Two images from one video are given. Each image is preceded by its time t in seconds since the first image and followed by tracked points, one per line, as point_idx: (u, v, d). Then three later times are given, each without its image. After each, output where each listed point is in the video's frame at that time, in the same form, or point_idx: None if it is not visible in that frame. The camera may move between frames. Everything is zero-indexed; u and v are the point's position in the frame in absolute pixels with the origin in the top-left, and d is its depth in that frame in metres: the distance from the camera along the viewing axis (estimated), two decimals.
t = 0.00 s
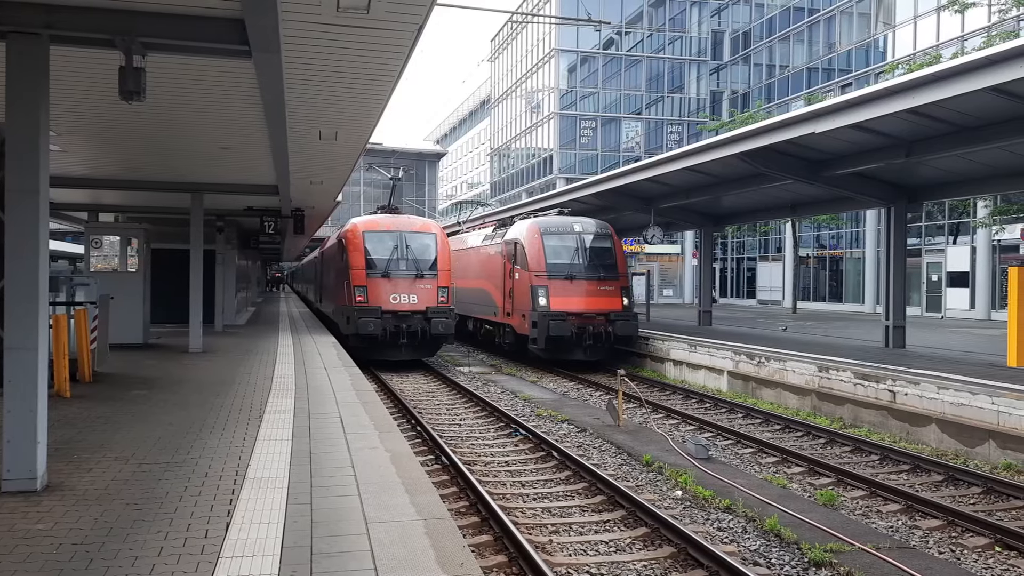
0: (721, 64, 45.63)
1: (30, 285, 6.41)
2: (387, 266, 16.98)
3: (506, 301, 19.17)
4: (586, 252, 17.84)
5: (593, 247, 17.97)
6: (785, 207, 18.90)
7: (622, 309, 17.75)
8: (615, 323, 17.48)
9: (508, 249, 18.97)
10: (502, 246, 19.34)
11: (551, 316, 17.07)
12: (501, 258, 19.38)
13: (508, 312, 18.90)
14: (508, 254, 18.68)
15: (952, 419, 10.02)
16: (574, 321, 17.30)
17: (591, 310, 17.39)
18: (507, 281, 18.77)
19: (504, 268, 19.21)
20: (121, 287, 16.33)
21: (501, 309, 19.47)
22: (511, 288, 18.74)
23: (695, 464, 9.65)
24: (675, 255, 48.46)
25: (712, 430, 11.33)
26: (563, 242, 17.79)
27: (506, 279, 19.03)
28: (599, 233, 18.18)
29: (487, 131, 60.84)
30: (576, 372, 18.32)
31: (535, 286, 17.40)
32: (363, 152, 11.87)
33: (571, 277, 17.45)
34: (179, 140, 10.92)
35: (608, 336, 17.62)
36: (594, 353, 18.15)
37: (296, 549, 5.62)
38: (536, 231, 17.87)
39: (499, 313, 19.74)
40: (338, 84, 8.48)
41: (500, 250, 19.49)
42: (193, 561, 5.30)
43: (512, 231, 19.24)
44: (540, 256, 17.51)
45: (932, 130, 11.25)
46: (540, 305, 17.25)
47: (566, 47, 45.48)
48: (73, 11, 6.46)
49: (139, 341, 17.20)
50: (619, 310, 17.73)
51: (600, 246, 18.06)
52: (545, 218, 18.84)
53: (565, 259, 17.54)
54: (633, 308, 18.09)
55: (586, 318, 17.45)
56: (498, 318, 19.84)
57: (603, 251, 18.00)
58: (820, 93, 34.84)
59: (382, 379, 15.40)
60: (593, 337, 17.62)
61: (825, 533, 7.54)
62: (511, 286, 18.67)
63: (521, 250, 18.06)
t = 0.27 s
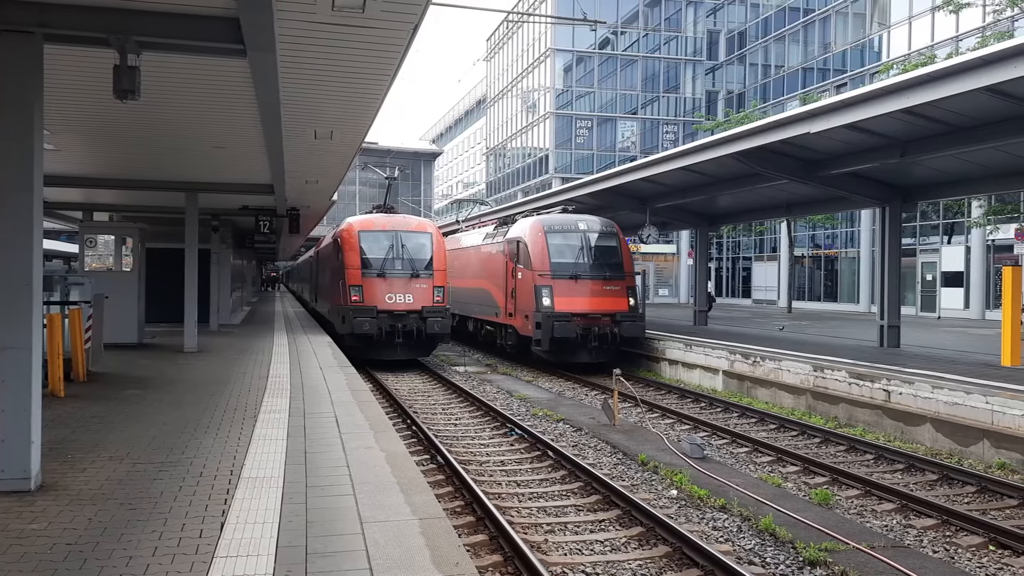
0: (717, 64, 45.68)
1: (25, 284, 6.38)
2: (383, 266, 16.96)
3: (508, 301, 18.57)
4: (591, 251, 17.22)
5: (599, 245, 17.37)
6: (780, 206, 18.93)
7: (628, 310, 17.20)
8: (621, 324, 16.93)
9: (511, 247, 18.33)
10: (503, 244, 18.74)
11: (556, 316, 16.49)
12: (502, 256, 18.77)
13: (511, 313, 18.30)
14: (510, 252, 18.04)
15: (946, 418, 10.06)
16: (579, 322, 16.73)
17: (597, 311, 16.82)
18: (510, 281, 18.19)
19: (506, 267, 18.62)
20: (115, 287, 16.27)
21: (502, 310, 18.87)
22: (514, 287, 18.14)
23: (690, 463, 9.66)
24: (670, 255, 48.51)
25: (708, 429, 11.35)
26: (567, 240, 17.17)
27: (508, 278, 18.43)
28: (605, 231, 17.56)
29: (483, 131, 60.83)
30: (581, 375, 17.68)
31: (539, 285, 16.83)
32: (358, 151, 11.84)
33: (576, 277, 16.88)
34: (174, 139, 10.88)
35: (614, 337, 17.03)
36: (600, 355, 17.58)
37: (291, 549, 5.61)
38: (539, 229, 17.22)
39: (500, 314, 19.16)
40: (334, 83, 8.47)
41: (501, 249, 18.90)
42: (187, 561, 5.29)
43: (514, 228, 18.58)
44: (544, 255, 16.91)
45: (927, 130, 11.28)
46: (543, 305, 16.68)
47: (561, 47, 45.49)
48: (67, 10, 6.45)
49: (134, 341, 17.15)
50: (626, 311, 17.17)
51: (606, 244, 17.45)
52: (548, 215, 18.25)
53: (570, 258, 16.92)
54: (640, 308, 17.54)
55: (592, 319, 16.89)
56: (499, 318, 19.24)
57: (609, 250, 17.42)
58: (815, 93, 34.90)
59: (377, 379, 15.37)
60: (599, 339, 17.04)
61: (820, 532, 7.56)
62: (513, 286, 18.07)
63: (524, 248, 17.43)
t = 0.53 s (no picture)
0: (712, 64, 45.76)
1: (18, 284, 6.36)
2: (378, 265, 16.95)
3: (511, 302, 18.11)
4: (596, 250, 16.84)
5: (604, 244, 16.99)
6: (775, 206, 18.96)
7: (635, 311, 16.76)
8: (628, 324, 16.46)
9: (514, 246, 17.93)
10: (506, 244, 18.31)
11: (561, 317, 16.04)
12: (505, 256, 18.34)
13: (514, 314, 17.84)
14: (513, 251, 17.62)
15: (941, 417, 10.10)
16: (585, 323, 16.29)
17: (603, 311, 16.38)
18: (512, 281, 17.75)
19: (509, 268, 18.19)
20: (110, 286, 16.22)
21: (505, 311, 18.41)
22: (517, 288, 17.70)
23: (685, 462, 9.66)
24: (666, 255, 48.55)
25: (703, 429, 11.36)
26: (572, 239, 16.79)
27: (511, 279, 17.99)
28: (610, 229, 17.18)
29: (479, 130, 60.83)
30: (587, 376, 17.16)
31: (543, 285, 16.41)
32: (353, 151, 11.81)
33: (582, 277, 16.47)
34: (168, 138, 10.85)
35: (621, 338, 16.56)
36: (606, 358, 17.09)
37: (285, 549, 5.60)
38: (543, 227, 16.84)
39: (503, 315, 18.70)
40: (328, 82, 8.46)
41: (504, 248, 18.47)
42: (181, 561, 5.27)
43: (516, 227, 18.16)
44: (550, 255, 16.53)
45: (922, 130, 11.30)
46: (548, 306, 16.24)
47: (557, 46, 45.50)
48: (60, 8, 6.42)
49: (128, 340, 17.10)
50: (633, 311, 16.72)
51: (612, 242, 17.06)
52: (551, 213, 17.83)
53: (575, 257, 16.55)
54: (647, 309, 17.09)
55: (598, 320, 16.43)
56: (502, 320, 18.78)
57: (614, 249, 17.03)
58: (810, 93, 34.97)
59: (373, 378, 15.34)
60: (606, 340, 16.56)
61: (815, 531, 7.58)
62: (517, 286, 17.63)
63: (528, 247, 17.02)
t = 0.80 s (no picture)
0: (708, 64, 45.67)
1: (11, 284, 6.33)
2: (374, 265, 16.92)
3: (514, 302, 17.44)
4: (604, 248, 16.19)
5: (611, 243, 16.33)
6: (771, 206, 18.99)
7: (644, 312, 16.07)
8: (637, 326, 15.77)
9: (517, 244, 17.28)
10: (509, 242, 17.62)
11: (567, 318, 15.37)
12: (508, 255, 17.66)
13: (517, 315, 17.16)
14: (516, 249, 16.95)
15: (935, 416, 10.14)
16: (591, 324, 15.61)
17: (610, 312, 15.70)
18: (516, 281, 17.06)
19: (512, 267, 17.51)
20: (104, 286, 16.18)
21: (508, 312, 17.75)
22: (520, 288, 17.01)
23: (680, 462, 9.66)
24: (662, 255, 48.61)
25: (698, 429, 11.38)
26: (578, 237, 16.15)
27: (515, 278, 17.33)
28: (617, 227, 16.54)
29: (474, 130, 60.84)
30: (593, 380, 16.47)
31: (548, 285, 15.73)
32: (349, 151, 11.78)
33: (588, 276, 15.79)
34: (163, 138, 10.83)
35: (630, 340, 15.86)
36: (614, 361, 16.41)
37: (280, 549, 5.59)
38: (548, 225, 16.17)
39: (505, 316, 18.06)
40: (324, 82, 8.45)
41: (507, 247, 17.82)
42: (175, 562, 5.26)
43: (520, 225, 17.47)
44: (554, 253, 15.86)
45: (917, 130, 11.32)
46: (553, 307, 15.57)
47: (553, 46, 45.53)
48: (53, 8, 6.40)
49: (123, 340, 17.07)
50: (641, 312, 16.04)
51: (619, 241, 16.41)
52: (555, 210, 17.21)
53: (582, 257, 15.87)
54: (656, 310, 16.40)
55: (605, 322, 15.75)
56: (505, 321, 18.12)
57: (622, 248, 16.36)
58: (805, 93, 35.03)
59: (368, 378, 15.32)
60: (613, 343, 15.87)
61: (809, 530, 7.59)
62: (520, 286, 16.95)
63: (532, 246, 16.36)
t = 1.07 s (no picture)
0: (702, 65, 45.81)
1: (4, 285, 6.29)
2: (368, 265, 16.90)
3: (517, 303, 16.80)
4: (611, 247, 15.56)
5: (618, 241, 15.71)
6: (765, 206, 19.02)
7: (652, 313, 15.47)
8: (645, 328, 15.17)
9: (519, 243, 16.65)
10: (512, 240, 16.98)
11: (573, 320, 14.73)
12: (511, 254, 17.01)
13: (520, 316, 16.53)
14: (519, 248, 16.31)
15: (929, 416, 10.16)
16: (598, 326, 14.99)
17: (618, 314, 15.09)
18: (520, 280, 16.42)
19: (515, 266, 16.88)
20: (98, 286, 16.12)
21: (510, 312, 17.13)
22: (524, 288, 16.37)
23: (675, 462, 9.67)
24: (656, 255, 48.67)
25: (693, 429, 11.38)
26: (584, 235, 15.50)
27: (518, 278, 16.68)
28: (624, 225, 15.91)
29: (469, 130, 60.83)
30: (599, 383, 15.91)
31: (553, 286, 15.09)
32: (343, 150, 11.80)
33: (595, 276, 15.15)
34: (157, 137, 10.80)
35: (638, 343, 15.26)
36: (621, 364, 15.78)
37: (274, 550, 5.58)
38: (553, 223, 15.52)
39: (507, 317, 17.45)
40: (318, 81, 8.44)
41: (509, 245, 17.18)
42: (168, 562, 5.25)
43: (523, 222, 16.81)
44: (560, 252, 15.20)
45: (911, 130, 11.34)
46: (559, 308, 14.92)
47: (548, 46, 45.54)
48: (46, 7, 6.38)
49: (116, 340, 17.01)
50: (649, 314, 15.44)
51: (626, 240, 15.78)
52: (560, 208, 16.56)
53: (588, 256, 15.24)
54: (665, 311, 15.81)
55: (613, 324, 15.15)
56: (506, 322, 17.50)
57: (629, 246, 15.75)
58: (800, 94, 35.11)
59: (363, 378, 15.29)
60: (621, 346, 15.25)
61: (803, 530, 7.61)
62: (524, 286, 16.32)
63: (536, 244, 15.69)
